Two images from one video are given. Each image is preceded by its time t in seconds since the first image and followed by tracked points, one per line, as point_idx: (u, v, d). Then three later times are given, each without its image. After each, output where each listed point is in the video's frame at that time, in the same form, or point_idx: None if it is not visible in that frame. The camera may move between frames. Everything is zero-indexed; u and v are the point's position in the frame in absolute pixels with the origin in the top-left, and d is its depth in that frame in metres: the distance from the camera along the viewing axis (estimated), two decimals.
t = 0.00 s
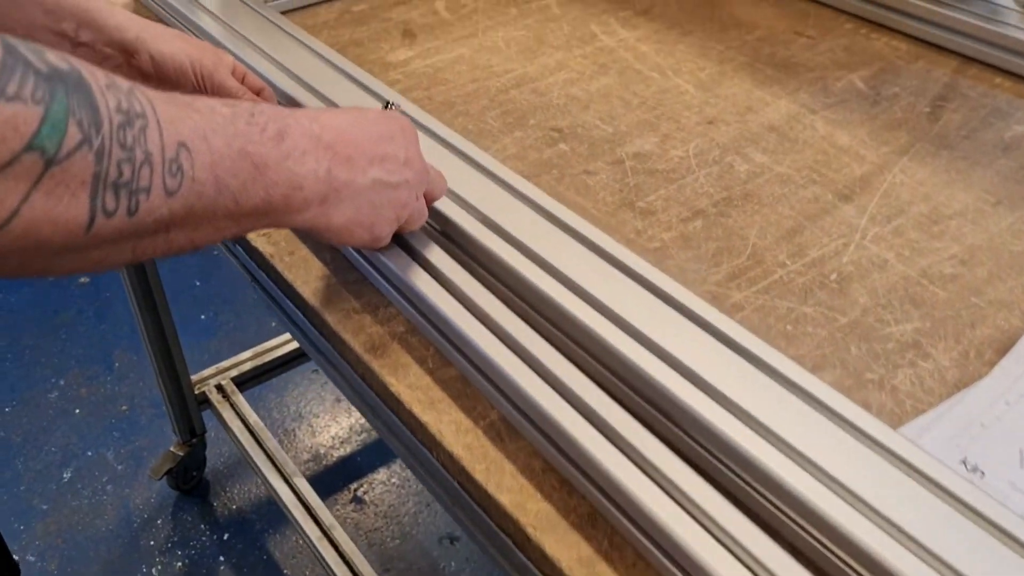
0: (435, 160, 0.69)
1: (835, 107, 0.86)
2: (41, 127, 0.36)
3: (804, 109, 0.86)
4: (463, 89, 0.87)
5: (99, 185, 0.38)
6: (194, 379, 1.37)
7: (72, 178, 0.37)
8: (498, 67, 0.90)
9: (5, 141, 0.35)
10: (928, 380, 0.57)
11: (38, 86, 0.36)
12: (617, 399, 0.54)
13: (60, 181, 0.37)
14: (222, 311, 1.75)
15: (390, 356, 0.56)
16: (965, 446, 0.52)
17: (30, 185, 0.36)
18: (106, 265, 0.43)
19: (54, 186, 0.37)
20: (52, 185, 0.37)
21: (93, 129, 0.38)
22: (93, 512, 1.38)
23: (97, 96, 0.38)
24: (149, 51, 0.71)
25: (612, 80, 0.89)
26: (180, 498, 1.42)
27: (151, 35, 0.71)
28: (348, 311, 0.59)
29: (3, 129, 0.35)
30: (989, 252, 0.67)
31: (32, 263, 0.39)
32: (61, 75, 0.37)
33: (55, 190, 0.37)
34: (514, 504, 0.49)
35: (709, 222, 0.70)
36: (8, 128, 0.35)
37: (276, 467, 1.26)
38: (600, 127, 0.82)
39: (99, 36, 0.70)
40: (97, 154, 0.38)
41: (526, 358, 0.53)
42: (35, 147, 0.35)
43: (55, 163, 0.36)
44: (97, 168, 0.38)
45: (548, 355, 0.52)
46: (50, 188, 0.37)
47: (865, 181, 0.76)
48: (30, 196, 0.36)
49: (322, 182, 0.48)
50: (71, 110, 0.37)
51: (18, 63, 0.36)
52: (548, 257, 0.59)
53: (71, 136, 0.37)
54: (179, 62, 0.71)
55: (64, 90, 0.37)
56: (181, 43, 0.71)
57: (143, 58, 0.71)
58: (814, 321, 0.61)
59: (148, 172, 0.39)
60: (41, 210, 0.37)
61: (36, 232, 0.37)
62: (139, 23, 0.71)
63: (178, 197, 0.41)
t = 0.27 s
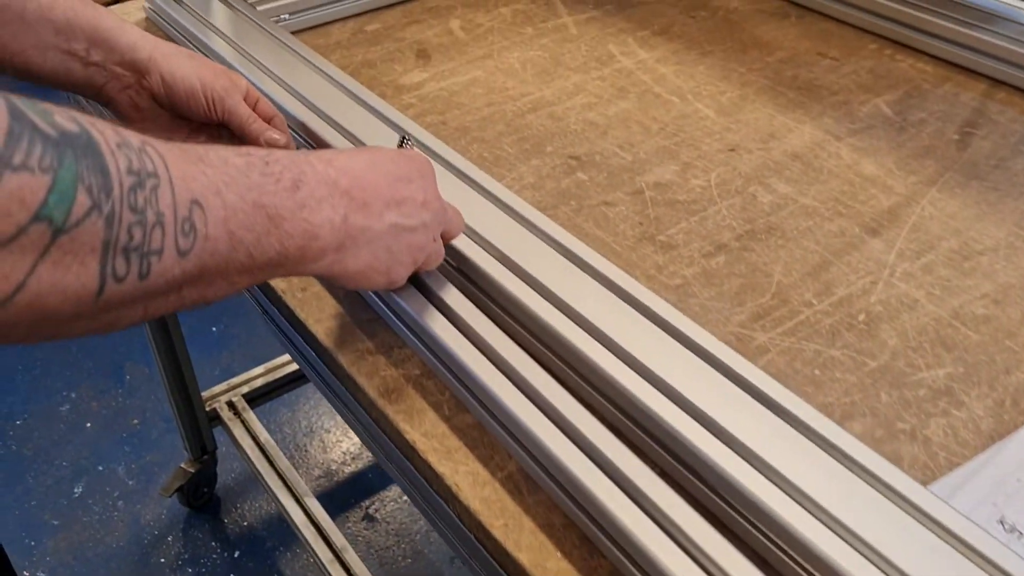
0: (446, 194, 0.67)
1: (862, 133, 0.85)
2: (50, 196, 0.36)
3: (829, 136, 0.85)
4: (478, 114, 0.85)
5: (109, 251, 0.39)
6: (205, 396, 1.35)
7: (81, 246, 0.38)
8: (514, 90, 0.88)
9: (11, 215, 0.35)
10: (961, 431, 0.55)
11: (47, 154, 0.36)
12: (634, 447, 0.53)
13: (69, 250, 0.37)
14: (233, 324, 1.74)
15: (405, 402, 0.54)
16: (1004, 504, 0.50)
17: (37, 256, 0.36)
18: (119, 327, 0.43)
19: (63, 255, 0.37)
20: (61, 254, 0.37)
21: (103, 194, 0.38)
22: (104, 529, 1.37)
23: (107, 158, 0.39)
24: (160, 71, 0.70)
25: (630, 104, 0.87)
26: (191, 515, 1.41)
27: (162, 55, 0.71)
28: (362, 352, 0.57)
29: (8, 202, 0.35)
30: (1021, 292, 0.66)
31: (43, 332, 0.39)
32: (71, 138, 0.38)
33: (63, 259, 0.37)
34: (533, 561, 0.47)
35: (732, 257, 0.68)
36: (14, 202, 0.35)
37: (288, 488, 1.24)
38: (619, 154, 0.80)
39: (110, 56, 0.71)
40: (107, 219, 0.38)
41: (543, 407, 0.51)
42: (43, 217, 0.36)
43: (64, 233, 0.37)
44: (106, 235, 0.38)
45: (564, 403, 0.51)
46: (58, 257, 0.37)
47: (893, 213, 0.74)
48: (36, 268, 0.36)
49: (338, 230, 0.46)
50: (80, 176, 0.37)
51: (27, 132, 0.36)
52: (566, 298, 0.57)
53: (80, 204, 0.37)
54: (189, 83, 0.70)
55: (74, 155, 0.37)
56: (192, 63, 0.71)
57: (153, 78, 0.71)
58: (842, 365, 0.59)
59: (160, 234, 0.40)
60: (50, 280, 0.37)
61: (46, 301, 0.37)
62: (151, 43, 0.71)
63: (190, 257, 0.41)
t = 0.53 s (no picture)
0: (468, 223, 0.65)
1: (893, 155, 0.84)
2: (71, 257, 0.36)
3: (859, 157, 0.83)
4: (500, 132, 0.83)
5: (132, 306, 0.39)
6: (221, 407, 1.35)
7: (102, 305, 0.38)
8: (536, 108, 0.87)
9: (31, 278, 0.35)
10: (1001, 475, 0.53)
11: (68, 213, 0.37)
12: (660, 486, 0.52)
13: (92, 309, 0.37)
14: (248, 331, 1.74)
15: (426, 439, 0.53)
16: None
17: (58, 317, 0.36)
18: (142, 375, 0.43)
19: (86, 314, 0.37)
20: (82, 314, 0.37)
21: (126, 249, 0.38)
22: (119, 538, 1.37)
23: (129, 212, 0.39)
24: (169, 104, 0.70)
25: (654, 123, 0.86)
26: (206, 525, 1.41)
27: (171, 88, 0.70)
28: (382, 386, 0.56)
29: (28, 266, 0.35)
30: None
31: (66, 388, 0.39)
32: (92, 195, 0.38)
33: (85, 318, 0.37)
34: None
35: (761, 286, 0.67)
36: (33, 265, 0.35)
37: (303, 501, 1.23)
38: (643, 176, 0.78)
39: (118, 91, 0.70)
40: (129, 275, 0.38)
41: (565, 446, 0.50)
42: (64, 279, 0.36)
43: (85, 292, 0.37)
44: (129, 291, 0.38)
45: (588, 442, 0.49)
46: (79, 317, 0.37)
47: (925, 242, 0.73)
48: (54, 328, 0.36)
49: (363, 269, 0.46)
50: (102, 232, 0.38)
51: (48, 193, 0.36)
52: (590, 330, 0.55)
53: (101, 262, 0.37)
54: (200, 113, 0.70)
55: (95, 212, 0.38)
56: (201, 92, 0.71)
57: (163, 113, 0.71)
58: (876, 403, 0.57)
59: (183, 286, 0.40)
60: (72, 337, 0.37)
61: (68, 360, 0.37)
62: (158, 76, 0.71)
63: (214, 305, 0.41)
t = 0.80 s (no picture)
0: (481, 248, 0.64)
1: (917, 175, 0.81)
2: (67, 309, 0.36)
3: (882, 177, 0.81)
4: (515, 145, 0.82)
5: (132, 354, 0.38)
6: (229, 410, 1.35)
7: (102, 355, 0.37)
8: (551, 120, 0.85)
9: (26, 333, 0.35)
10: None
11: (66, 263, 0.36)
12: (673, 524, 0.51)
13: (90, 361, 0.37)
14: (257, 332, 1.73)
15: (434, 471, 0.51)
16: None
17: (54, 372, 0.36)
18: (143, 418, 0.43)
19: (84, 366, 0.37)
20: (79, 366, 0.37)
21: (126, 297, 0.38)
22: (126, 540, 1.37)
23: (130, 257, 0.38)
24: (166, 129, 0.69)
25: (672, 137, 0.84)
26: (213, 528, 1.41)
27: (164, 112, 0.69)
28: (390, 414, 0.55)
29: (23, 319, 0.35)
30: None
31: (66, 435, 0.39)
32: (92, 241, 0.37)
33: (82, 371, 0.37)
34: None
35: (780, 313, 0.65)
36: (29, 319, 0.35)
37: (311, 508, 1.23)
38: (661, 194, 0.77)
39: (112, 119, 0.69)
40: (129, 323, 0.38)
41: (577, 483, 0.49)
42: (61, 332, 0.36)
43: (83, 344, 0.37)
44: (129, 340, 0.38)
45: (600, 480, 0.48)
46: (76, 370, 0.37)
47: (950, 268, 0.71)
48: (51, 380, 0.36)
49: (371, 303, 0.45)
50: (101, 280, 0.37)
51: (45, 243, 0.36)
52: (604, 361, 0.54)
53: (100, 312, 0.37)
54: (199, 136, 0.69)
55: (94, 259, 0.37)
56: (197, 114, 0.69)
57: (160, 138, 0.69)
58: (898, 440, 0.56)
59: (185, 330, 0.39)
60: (71, 388, 0.37)
61: (67, 411, 0.37)
62: (152, 101, 0.69)
63: (218, 347, 0.41)
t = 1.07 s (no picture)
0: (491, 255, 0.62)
1: (944, 191, 0.79)
2: (72, 361, 0.35)
3: (908, 192, 0.79)
4: (533, 150, 0.80)
5: (137, 400, 0.38)
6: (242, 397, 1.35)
7: (105, 404, 0.37)
8: (570, 123, 0.83)
9: (28, 387, 0.34)
10: None
11: (70, 312, 0.36)
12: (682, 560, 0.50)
13: (93, 410, 0.37)
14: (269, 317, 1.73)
15: (441, 495, 0.51)
16: None
17: (57, 421, 0.36)
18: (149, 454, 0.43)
19: (87, 415, 0.37)
20: (83, 415, 0.37)
21: (131, 343, 0.37)
22: (138, 522, 1.39)
23: (136, 301, 0.38)
24: (187, 133, 0.68)
25: (694, 145, 0.82)
26: (223, 513, 1.42)
27: (185, 115, 0.68)
28: (398, 432, 0.54)
29: (26, 374, 0.34)
30: None
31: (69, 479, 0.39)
32: (98, 286, 0.37)
33: (85, 420, 0.37)
34: None
35: (798, 336, 0.64)
36: (32, 373, 0.34)
37: (320, 498, 1.21)
38: (680, 205, 0.75)
39: (132, 124, 0.68)
40: (134, 369, 0.38)
41: (586, 518, 0.48)
42: (63, 384, 0.35)
43: (87, 394, 0.36)
44: (133, 387, 0.38)
45: (610, 517, 0.47)
46: (80, 419, 0.37)
47: (975, 292, 0.69)
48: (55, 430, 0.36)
49: (381, 332, 0.45)
50: (106, 328, 0.37)
51: (50, 292, 0.35)
52: (619, 389, 0.53)
53: (105, 361, 0.36)
54: (222, 140, 0.69)
55: (99, 306, 0.37)
56: (219, 118, 0.69)
57: (182, 144, 0.69)
58: (915, 475, 0.54)
59: (191, 372, 0.39)
60: (74, 438, 0.37)
61: (68, 459, 0.37)
62: (172, 105, 0.69)
63: (224, 387, 0.41)
